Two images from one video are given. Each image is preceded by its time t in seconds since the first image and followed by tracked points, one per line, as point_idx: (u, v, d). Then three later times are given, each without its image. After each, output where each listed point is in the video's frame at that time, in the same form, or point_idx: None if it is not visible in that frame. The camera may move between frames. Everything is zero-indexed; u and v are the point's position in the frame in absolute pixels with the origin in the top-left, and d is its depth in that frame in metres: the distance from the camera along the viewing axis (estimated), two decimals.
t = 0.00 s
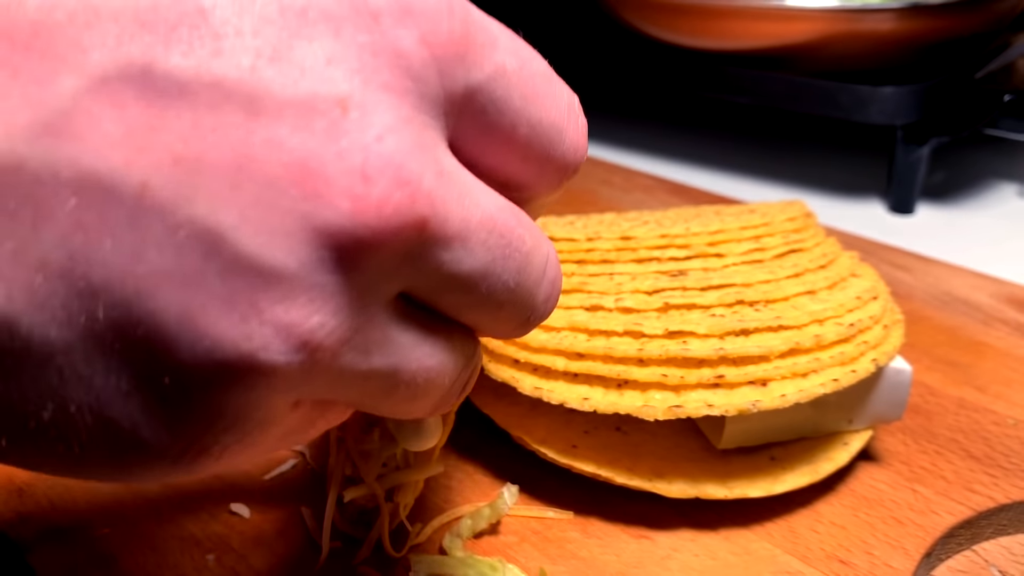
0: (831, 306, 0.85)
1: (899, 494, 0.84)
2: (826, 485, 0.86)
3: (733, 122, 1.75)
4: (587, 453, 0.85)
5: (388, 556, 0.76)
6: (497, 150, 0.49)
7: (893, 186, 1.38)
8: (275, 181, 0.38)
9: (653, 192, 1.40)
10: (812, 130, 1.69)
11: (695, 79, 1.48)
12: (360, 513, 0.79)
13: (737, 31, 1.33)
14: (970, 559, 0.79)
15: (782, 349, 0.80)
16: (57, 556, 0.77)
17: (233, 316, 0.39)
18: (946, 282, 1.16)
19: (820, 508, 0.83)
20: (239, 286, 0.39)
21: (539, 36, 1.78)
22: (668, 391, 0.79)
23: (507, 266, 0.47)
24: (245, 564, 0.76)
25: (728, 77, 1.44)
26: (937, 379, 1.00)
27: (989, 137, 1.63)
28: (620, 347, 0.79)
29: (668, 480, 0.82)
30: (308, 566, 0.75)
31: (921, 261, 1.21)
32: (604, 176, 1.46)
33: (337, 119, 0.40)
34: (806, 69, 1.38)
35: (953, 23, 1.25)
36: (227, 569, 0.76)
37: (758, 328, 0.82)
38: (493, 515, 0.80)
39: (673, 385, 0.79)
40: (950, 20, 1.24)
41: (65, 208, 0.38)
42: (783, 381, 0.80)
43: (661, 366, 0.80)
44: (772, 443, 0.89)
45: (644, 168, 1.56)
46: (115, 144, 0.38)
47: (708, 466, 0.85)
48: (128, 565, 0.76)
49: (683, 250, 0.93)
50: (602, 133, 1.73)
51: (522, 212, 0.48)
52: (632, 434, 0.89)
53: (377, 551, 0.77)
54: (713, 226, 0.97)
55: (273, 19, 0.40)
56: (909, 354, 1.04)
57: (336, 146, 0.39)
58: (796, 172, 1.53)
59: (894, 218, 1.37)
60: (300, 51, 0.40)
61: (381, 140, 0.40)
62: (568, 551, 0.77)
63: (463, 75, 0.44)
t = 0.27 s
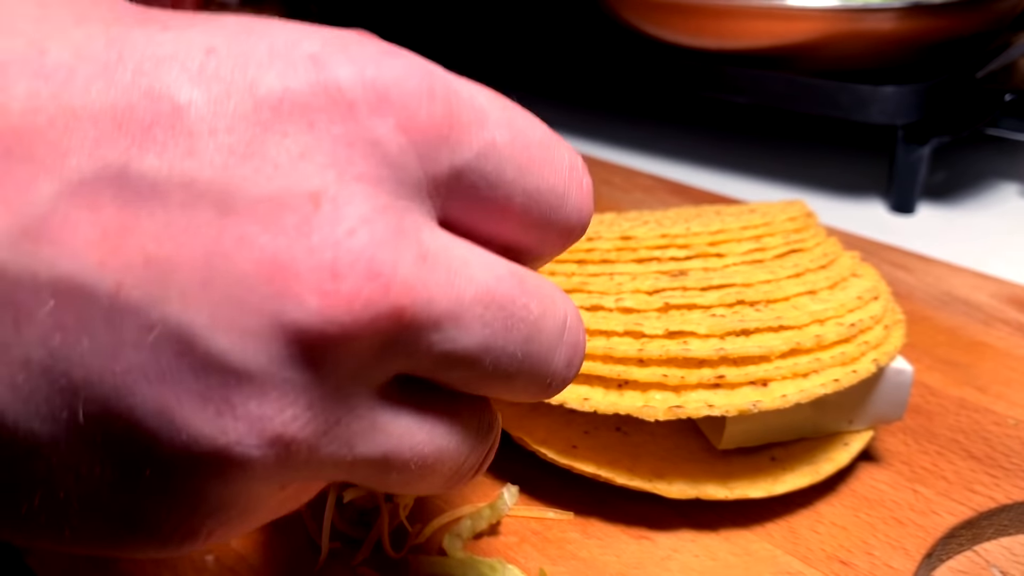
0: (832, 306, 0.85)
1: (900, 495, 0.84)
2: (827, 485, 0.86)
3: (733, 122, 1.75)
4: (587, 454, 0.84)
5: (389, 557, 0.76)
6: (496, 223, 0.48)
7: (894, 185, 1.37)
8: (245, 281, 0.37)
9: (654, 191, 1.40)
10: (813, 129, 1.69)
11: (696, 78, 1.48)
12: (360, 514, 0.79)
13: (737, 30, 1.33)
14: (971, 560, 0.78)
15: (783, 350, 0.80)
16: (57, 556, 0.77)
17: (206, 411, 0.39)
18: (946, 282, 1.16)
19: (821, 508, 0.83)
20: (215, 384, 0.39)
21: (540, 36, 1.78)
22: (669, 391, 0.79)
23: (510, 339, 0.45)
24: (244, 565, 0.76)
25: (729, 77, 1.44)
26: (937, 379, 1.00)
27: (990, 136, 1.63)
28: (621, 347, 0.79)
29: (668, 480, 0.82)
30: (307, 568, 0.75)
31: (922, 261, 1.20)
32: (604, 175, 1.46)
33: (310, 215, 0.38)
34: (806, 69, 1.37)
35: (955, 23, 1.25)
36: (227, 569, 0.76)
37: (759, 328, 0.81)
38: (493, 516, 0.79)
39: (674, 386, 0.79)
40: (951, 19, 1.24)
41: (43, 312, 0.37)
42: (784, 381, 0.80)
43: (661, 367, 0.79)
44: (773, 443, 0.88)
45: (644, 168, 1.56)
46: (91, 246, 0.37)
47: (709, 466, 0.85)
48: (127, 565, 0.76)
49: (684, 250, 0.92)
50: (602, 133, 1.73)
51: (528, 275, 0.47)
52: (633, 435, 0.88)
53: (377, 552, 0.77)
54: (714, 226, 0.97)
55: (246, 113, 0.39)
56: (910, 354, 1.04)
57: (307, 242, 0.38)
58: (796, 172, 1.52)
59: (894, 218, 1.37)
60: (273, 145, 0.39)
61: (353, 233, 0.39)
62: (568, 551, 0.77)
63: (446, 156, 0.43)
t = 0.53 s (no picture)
0: (834, 306, 0.85)
1: (901, 496, 0.84)
2: (828, 486, 0.85)
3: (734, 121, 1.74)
4: (587, 454, 0.84)
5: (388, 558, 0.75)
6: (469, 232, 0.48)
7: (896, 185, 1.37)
8: (210, 284, 0.39)
9: (654, 191, 1.39)
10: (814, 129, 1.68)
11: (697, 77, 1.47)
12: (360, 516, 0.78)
13: (737, 29, 1.32)
14: (972, 561, 0.77)
15: (784, 350, 0.79)
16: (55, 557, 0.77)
17: (170, 419, 0.40)
18: (948, 282, 1.15)
19: (822, 509, 0.82)
20: (180, 390, 0.40)
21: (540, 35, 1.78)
22: (669, 391, 0.78)
23: (483, 339, 0.45)
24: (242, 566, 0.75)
25: (730, 76, 1.43)
26: (940, 380, 0.99)
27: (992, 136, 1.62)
28: (621, 347, 0.79)
29: (669, 481, 0.81)
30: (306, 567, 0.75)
31: (923, 261, 1.20)
32: (604, 175, 1.45)
33: (274, 218, 0.40)
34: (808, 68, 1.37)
35: (956, 22, 1.24)
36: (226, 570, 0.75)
37: (760, 328, 0.81)
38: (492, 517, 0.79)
39: (675, 386, 0.79)
40: (953, 18, 1.23)
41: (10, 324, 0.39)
42: (785, 381, 0.80)
43: (662, 367, 0.79)
44: (774, 445, 0.88)
45: (645, 168, 1.56)
46: (56, 261, 0.39)
47: (710, 467, 0.84)
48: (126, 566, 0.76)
49: (685, 250, 0.92)
50: (603, 132, 1.73)
51: (497, 276, 0.47)
52: (633, 436, 0.88)
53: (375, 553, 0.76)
54: (714, 226, 0.96)
55: (209, 121, 0.41)
56: (912, 355, 1.03)
57: (272, 245, 0.40)
58: (797, 172, 1.52)
59: (896, 218, 1.36)
60: (236, 152, 0.41)
61: (319, 235, 0.40)
62: (568, 552, 0.77)
63: (415, 159, 0.44)
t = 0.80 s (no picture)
0: (834, 306, 0.85)
1: (902, 496, 0.84)
2: (828, 486, 0.85)
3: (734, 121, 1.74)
4: (587, 455, 0.84)
5: (386, 560, 0.76)
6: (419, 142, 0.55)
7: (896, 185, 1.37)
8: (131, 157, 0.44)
9: (654, 191, 1.39)
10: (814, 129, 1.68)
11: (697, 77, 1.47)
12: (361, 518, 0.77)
13: (738, 29, 1.32)
14: (973, 561, 0.79)
15: (784, 350, 0.79)
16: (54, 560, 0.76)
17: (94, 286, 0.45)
18: (949, 282, 1.15)
19: (823, 509, 0.82)
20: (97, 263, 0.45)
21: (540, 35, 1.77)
22: (670, 391, 0.79)
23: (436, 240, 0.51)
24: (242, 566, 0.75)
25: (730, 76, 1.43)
26: (940, 379, 0.99)
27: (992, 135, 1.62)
28: (621, 347, 0.79)
29: (669, 481, 0.81)
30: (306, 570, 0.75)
31: (923, 260, 1.20)
32: (604, 175, 1.45)
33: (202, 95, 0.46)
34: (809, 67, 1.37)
35: (957, 22, 1.24)
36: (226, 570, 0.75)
37: (760, 328, 0.81)
38: (493, 517, 0.79)
39: (675, 386, 0.79)
40: (953, 18, 1.23)
41: None
42: (785, 381, 0.80)
43: (662, 367, 0.79)
44: (775, 444, 0.87)
45: (644, 168, 1.56)
46: None
47: (709, 467, 0.84)
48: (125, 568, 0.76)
49: (685, 250, 0.92)
50: (603, 132, 1.72)
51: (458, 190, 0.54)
52: (633, 435, 0.87)
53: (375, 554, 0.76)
54: (714, 226, 0.96)
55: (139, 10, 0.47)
56: (912, 354, 1.03)
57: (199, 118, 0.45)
58: (797, 172, 1.52)
59: (896, 217, 1.36)
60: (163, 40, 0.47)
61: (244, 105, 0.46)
62: (568, 553, 0.77)
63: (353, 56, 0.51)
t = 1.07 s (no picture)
0: (831, 306, 0.86)
1: (898, 494, 0.85)
2: (825, 484, 0.86)
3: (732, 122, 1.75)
4: (587, 453, 0.85)
5: (388, 556, 0.77)
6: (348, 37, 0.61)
7: (891, 188, 1.39)
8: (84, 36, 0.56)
9: (653, 192, 1.40)
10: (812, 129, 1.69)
11: (695, 79, 1.48)
12: (361, 514, 0.77)
13: (735, 32, 1.34)
14: (969, 558, 0.80)
15: (782, 350, 0.80)
16: (59, 555, 0.78)
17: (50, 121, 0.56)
18: (945, 282, 1.16)
19: (819, 506, 0.83)
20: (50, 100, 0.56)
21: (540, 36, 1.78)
22: (668, 390, 0.80)
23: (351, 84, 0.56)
24: (246, 563, 0.77)
25: (728, 78, 1.44)
26: (935, 378, 1.00)
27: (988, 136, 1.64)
28: (620, 346, 0.80)
29: (668, 478, 0.82)
30: (310, 568, 0.76)
31: (919, 261, 1.21)
32: (603, 176, 1.46)
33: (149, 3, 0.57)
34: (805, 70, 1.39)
35: (953, 24, 1.25)
36: (230, 567, 0.76)
37: (757, 327, 0.82)
38: (493, 514, 0.79)
39: (673, 385, 0.80)
40: (950, 21, 1.24)
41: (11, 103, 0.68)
42: (782, 380, 0.81)
43: (660, 366, 0.80)
44: (773, 441, 0.88)
45: (643, 169, 1.57)
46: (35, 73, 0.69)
47: (707, 464, 0.85)
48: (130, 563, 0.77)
49: (683, 250, 0.93)
50: (602, 133, 1.74)
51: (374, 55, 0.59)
52: (632, 433, 0.88)
53: (377, 549, 0.78)
54: (713, 226, 0.97)
55: None
56: (908, 353, 1.05)
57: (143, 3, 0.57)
58: (794, 173, 1.53)
59: (892, 218, 1.38)
60: None
61: None
62: (568, 550, 0.78)
63: None
